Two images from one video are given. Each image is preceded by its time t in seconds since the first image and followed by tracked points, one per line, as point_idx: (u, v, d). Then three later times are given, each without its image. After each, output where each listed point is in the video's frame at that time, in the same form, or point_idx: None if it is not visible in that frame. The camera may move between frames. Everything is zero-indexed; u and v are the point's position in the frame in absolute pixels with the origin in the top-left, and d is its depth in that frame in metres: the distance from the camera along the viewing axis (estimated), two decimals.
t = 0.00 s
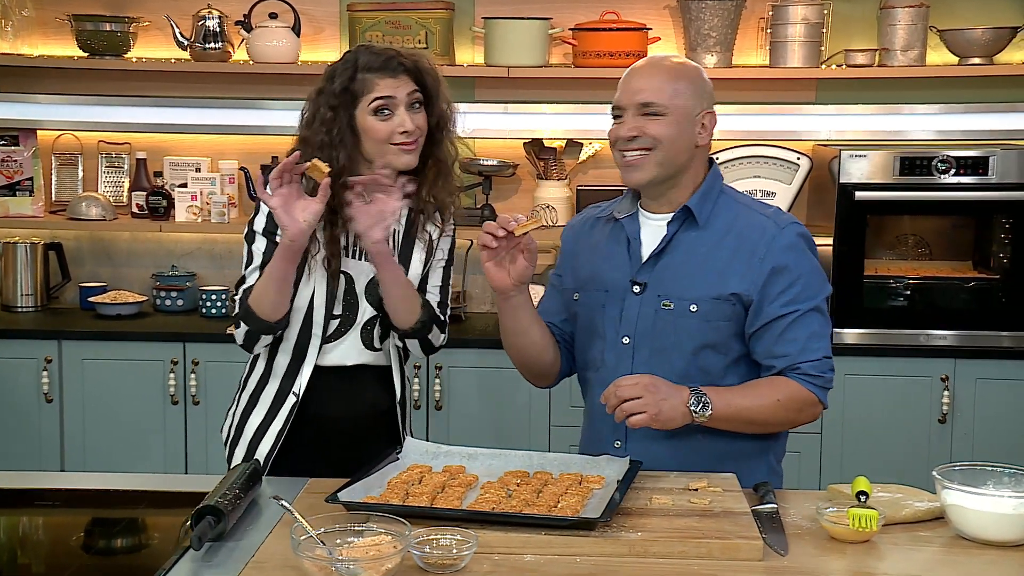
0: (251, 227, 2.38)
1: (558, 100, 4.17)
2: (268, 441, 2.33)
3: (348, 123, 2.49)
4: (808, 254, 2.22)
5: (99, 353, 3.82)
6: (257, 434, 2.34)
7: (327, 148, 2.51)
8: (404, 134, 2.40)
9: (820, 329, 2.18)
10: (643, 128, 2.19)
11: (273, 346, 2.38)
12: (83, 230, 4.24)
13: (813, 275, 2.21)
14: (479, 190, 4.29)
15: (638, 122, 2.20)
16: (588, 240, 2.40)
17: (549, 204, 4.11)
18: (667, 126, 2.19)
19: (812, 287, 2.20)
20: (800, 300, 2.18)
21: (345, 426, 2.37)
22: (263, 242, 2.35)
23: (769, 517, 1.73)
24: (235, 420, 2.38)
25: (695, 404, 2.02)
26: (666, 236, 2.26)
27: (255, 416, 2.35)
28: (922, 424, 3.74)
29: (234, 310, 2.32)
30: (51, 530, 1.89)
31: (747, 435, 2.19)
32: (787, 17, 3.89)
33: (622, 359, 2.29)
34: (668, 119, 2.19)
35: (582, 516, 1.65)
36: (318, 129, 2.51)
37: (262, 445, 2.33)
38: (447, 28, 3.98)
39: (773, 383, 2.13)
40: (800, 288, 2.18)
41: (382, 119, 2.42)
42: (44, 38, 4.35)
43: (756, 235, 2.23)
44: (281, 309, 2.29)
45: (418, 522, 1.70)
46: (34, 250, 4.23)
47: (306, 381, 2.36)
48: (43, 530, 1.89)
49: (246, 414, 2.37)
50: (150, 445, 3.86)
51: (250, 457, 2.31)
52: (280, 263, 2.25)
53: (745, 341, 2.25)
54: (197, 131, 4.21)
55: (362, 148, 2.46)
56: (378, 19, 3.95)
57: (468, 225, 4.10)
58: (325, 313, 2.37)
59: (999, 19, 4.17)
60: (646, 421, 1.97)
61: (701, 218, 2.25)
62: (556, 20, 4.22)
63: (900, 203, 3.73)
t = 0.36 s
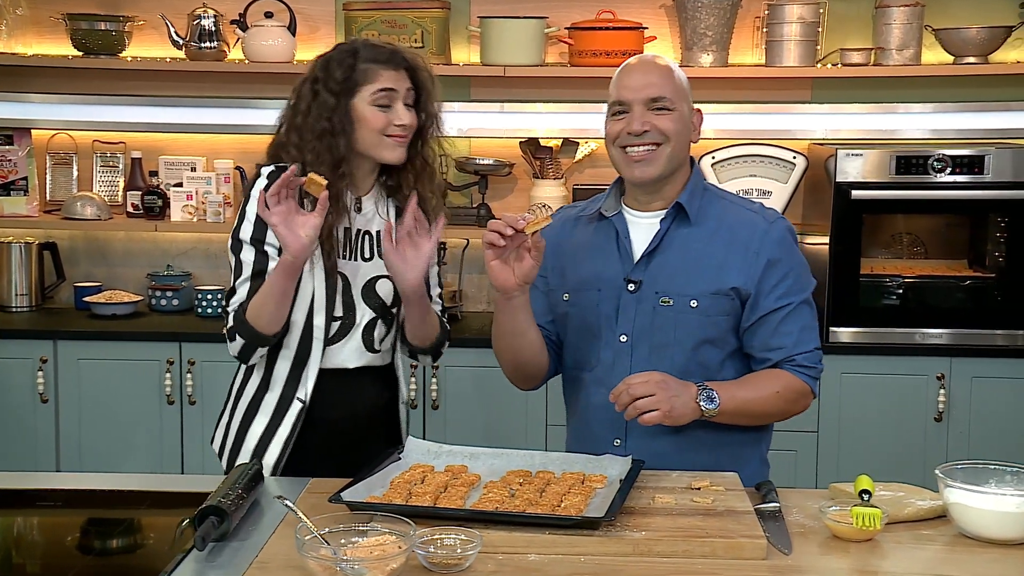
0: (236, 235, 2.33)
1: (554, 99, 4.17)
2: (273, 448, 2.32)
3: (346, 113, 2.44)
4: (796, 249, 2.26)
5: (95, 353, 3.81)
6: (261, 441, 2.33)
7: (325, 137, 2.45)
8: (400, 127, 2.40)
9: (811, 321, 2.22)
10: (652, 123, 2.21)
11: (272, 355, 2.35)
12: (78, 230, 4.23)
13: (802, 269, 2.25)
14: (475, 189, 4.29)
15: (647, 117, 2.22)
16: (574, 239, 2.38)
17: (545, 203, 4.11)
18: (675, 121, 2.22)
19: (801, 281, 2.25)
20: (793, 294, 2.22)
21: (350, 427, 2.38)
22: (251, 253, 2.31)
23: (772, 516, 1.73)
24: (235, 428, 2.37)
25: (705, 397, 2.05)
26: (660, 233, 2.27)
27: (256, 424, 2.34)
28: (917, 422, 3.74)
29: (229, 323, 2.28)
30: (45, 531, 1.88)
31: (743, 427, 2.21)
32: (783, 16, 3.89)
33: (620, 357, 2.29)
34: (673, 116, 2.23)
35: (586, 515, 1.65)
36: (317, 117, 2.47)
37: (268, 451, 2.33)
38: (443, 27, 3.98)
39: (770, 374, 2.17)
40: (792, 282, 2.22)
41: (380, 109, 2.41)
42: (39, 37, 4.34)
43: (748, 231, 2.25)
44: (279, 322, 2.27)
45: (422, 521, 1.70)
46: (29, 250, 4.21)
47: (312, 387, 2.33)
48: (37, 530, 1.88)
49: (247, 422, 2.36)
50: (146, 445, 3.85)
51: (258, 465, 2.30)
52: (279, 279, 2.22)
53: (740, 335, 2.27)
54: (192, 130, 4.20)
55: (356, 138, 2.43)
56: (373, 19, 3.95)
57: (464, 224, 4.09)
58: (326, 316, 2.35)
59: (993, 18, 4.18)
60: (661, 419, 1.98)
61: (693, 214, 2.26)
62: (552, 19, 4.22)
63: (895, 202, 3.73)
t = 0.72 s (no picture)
0: (241, 249, 2.27)
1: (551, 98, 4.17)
2: (302, 456, 2.28)
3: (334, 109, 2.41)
4: (792, 253, 2.24)
5: (92, 354, 3.80)
6: (286, 450, 2.29)
7: (310, 131, 2.42)
8: (389, 128, 2.38)
9: (804, 326, 2.21)
10: (601, 127, 2.22)
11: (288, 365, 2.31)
12: (75, 229, 4.22)
13: (797, 274, 2.23)
14: (472, 189, 4.29)
15: (597, 121, 2.23)
16: (574, 236, 2.39)
17: (542, 203, 4.11)
18: (623, 124, 2.20)
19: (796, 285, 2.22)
20: (786, 298, 2.20)
21: (359, 425, 2.37)
22: (260, 269, 2.26)
23: (777, 516, 1.73)
24: (253, 442, 2.31)
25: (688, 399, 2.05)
26: (655, 231, 2.26)
27: (279, 434, 2.30)
28: (914, 421, 3.75)
29: (252, 339, 2.23)
30: (41, 532, 1.87)
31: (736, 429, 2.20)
32: (780, 16, 3.90)
33: (610, 355, 2.29)
34: (622, 118, 2.21)
35: (592, 515, 1.65)
36: (304, 109, 2.42)
37: (296, 460, 2.28)
38: (440, 27, 3.98)
39: (759, 378, 2.16)
40: (786, 285, 2.20)
41: (369, 109, 2.39)
42: (35, 37, 4.33)
43: (743, 232, 2.23)
44: (308, 337, 2.21)
45: (426, 521, 1.70)
46: (25, 250, 4.20)
47: (334, 392, 2.31)
48: (33, 531, 1.88)
49: (266, 434, 2.31)
50: (144, 446, 3.85)
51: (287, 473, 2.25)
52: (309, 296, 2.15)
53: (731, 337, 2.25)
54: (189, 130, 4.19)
55: (344, 135, 2.41)
56: (371, 18, 3.94)
57: (462, 224, 4.09)
58: (342, 321, 2.32)
59: (990, 17, 4.19)
60: (642, 418, 1.99)
61: (688, 214, 2.25)
62: (549, 19, 4.22)
63: (893, 201, 3.73)
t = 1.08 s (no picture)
0: (253, 241, 2.23)
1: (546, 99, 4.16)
2: (309, 456, 2.28)
3: (330, 116, 2.39)
4: (783, 256, 2.19)
5: (87, 355, 3.79)
6: (293, 450, 2.29)
7: (308, 140, 2.40)
8: (387, 129, 2.38)
9: (791, 332, 2.15)
10: (600, 130, 2.23)
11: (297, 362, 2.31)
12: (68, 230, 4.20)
13: (788, 277, 2.18)
14: (467, 189, 4.28)
15: (596, 125, 2.23)
16: (577, 237, 2.41)
17: (537, 204, 4.12)
18: (620, 129, 2.20)
19: (786, 289, 2.17)
20: (770, 302, 2.15)
21: (366, 425, 2.37)
22: (274, 261, 2.22)
23: (778, 516, 1.73)
24: (259, 440, 2.32)
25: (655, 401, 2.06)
26: (644, 234, 2.26)
27: (286, 433, 2.29)
28: (909, 421, 3.76)
29: (264, 334, 2.19)
30: (34, 534, 1.86)
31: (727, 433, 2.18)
32: (775, 17, 3.90)
33: (599, 355, 2.30)
34: (621, 123, 2.20)
35: (593, 516, 1.65)
36: (299, 118, 2.40)
37: (303, 460, 2.28)
38: (435, 27, 3.97)
39: (740, 383, 2.13)
40: (770, 290, 2.16)
41: (365, 112, 2.38)
42: (27, 37, 4.32)
43: (730, 236, 2.20)
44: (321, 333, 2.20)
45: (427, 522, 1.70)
46: (18, 252, 4.19)
47: (341, 392, 2.30)
48: (26, 532, 1.87)
49: (273, 432, 2.31)
50: (138, 447, 3.84)
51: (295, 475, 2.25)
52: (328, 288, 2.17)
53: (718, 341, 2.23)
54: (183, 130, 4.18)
55: (343, 140, 2.41)
56: (365, 19, 3.94)
57: (458, 225, 4.08)
58: (349, 320, 2.32)
59: (982, 18, 4.20)
60: (605, 417, 2.04)
61: (678, 217, 2.24)
62: (544, 19, 4.22)
63: (886, 202, 3.74)
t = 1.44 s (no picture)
0: (255, 249, 2.22)
1: (539, 100, 4.16)
2: (314, 458, 2.28)
3: (347, 107, 2.37)
4: (790, 262, 2.15)
5: (80, 356, 3.78)
6: (299, 453, 2.29)
7: (328, 130, 2.36)
8: (395, 125, 2.39)
9: (794, 341, 2.12)
10: (615, 134, 2.23)
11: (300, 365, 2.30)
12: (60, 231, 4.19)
13: (794, 284, 2.14)
14: (461, 190, 4.28)
15: (611, 129, 2.24)
16: (595, 240, 2.43)
17: (531, 205, 4.13)
18: (636, 134, 2.21)
19: (793, 296, 2.13)
20: (772, 311, 2.12)
21: (368, 427, 2.38)
22: (279, 266, 2.21)
23: (779, 517, 1.73)
24: (265, 442, 2.31)
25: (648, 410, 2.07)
26: (653, 238, 2.27)
27: (291, 436, 2.29)
28: (903, 421, 3.77)
29: (298, 340, 2.18)
30: (28, 535, 1.86)
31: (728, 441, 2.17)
32: (768, 18, 3.91)
33: (604, 357, 2.31)
34: (636, 128, 2.21)
35: (595, 517, 1.65)
36: (317, 108, 2.37)
37: (309, 464, 2.28)
38: (429, 28, 3.97)
39: (740, 392, 2.11)
40: (773, 298, 2.12)
41: (379, 106, 2.38)
42: (19, 38, 4.30)
43: (736, 240, 2.18)
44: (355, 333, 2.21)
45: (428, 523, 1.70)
46: (10, 253, 4.17)
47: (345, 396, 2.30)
48: (20, 534, 1.86)
49: (279, 435, 2.31)
50: (132, 448, 3.83)
51: (301, 479, 2.25)
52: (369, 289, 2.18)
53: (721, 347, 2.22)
54: (175, 131, 4.17)
55: (356, 132, 2.38)
56: (359, 19, 3.94)
57: (452, 225, 4.08)
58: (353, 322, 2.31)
59: (974, 19, 4.21)
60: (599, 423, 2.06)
61: (686, 222, 2.24)
62: (537, 20, 4.22)
63: (878, 202, 3.74)
